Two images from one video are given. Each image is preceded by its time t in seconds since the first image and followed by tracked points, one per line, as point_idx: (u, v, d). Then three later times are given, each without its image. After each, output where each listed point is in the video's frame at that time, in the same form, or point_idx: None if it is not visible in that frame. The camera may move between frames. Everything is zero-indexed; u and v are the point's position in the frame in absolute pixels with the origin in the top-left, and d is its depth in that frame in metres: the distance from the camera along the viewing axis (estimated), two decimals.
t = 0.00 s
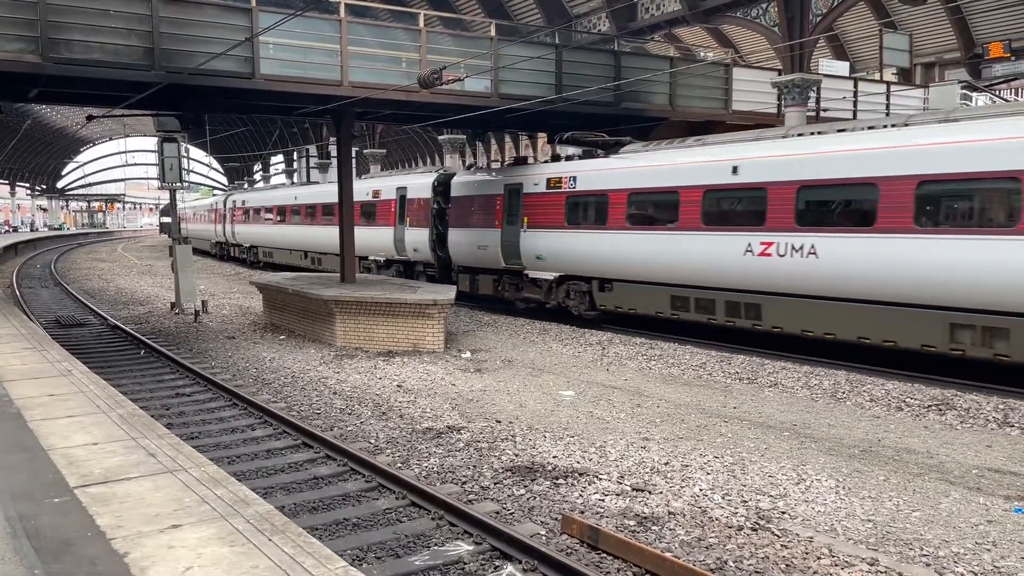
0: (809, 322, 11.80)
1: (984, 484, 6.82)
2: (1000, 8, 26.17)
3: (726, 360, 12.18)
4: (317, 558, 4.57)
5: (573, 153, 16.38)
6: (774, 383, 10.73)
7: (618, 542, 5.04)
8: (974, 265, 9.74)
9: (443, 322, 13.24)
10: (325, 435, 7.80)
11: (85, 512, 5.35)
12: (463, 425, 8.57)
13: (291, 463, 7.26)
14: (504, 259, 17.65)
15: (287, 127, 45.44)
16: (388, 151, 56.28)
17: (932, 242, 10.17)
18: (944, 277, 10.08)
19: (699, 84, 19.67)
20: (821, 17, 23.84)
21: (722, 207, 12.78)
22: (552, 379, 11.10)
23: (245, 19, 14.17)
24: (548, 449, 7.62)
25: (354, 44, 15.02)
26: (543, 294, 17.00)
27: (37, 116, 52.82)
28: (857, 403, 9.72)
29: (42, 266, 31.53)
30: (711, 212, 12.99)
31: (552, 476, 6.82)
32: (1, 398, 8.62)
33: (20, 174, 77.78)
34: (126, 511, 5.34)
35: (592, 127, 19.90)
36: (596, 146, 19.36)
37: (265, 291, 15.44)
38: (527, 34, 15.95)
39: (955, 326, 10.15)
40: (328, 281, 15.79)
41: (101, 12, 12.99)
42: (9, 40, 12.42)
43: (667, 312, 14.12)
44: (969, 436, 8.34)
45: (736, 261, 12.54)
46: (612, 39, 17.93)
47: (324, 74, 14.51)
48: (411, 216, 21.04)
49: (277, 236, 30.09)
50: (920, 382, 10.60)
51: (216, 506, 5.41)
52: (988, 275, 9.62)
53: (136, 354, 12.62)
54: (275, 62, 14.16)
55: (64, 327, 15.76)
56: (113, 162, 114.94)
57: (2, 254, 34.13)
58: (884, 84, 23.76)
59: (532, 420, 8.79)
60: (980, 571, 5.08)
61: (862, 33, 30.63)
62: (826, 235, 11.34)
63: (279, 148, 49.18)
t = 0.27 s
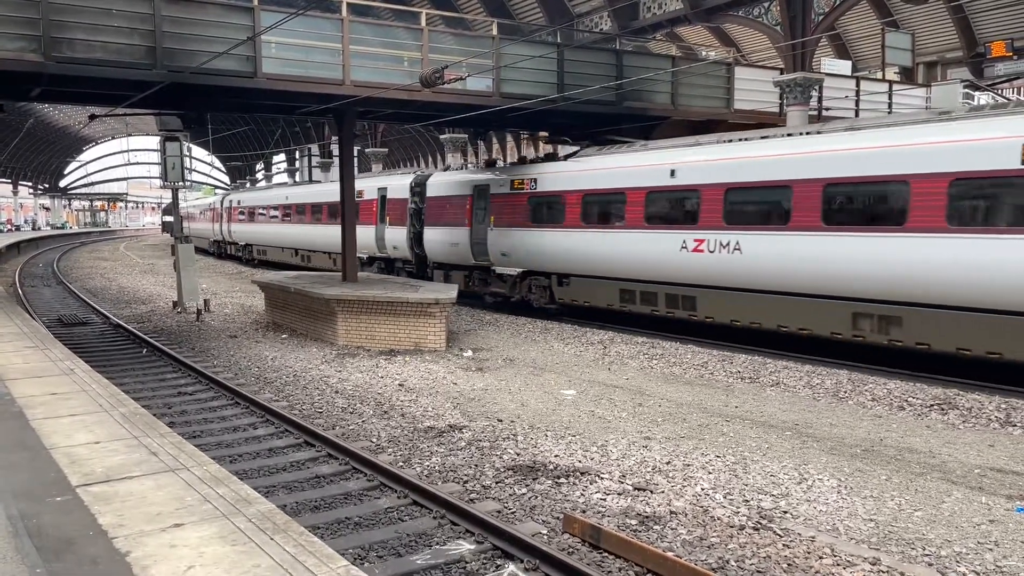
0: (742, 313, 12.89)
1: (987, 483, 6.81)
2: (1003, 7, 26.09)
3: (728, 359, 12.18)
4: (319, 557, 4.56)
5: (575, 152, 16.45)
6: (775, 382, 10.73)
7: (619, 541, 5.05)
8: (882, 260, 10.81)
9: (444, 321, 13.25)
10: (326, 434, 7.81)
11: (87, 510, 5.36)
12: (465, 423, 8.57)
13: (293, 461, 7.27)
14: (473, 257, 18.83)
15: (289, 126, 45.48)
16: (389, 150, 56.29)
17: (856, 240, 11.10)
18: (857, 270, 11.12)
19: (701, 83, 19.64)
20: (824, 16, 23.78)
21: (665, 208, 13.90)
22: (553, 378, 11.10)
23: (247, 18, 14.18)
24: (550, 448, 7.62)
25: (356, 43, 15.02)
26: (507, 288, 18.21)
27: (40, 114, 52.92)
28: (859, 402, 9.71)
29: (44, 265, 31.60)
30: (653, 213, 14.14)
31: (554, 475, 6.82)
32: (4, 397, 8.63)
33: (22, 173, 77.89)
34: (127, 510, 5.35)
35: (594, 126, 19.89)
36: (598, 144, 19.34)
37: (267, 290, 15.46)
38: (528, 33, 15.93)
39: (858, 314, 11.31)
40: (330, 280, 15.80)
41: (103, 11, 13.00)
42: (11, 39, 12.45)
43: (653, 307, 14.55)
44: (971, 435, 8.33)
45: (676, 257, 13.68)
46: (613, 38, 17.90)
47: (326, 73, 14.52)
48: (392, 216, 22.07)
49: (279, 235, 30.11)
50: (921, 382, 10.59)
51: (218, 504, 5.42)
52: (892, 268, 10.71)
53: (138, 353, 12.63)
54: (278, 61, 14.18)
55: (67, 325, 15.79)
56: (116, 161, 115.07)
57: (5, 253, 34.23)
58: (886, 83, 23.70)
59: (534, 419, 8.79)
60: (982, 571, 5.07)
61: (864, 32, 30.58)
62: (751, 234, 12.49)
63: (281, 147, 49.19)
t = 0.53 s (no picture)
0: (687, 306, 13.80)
1: (992, 483, 6.79)
2: (1008, 6, 25.99)
3: (732, 358, 12.15)
4: (322, 555, 4.56)
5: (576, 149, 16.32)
6: (779, 381, 10.70)
7: (622, 540, 5.04)
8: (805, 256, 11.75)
9: (448, 319, 13.25)
10: (330, 432, 7.81)
11: (91, 509, 5.36)
12: (468, 422, 8.56)
13: (296, 460, 7.27)
14: (447, 256, 19.70)
15: (292, 125, 45.52)
16: (393, 149, 56.30)
17: (834, 240, 11.38)
18: (819, 269, 11.60)
19: (705, 82, 19.59)
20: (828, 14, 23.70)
21: (638, 208, 14.40)
22: (556, 377, 11.09)
23: (250, 17, 14.18)
24: (553, 447, 7.61)
25: (359, 41, 15.01)
26: (477, 284, 18.93)
27: (44, 113, 53.02)
28: (863, 401, 9.68)
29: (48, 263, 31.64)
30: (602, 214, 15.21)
31: (557, 474, 6.81)
32: (8, 395, 8.64)
33: (27, 172, 78.07)
34: (131, 508, 5.34)
35: (597, 125, 19.86)
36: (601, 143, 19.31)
37: (271, 289, 15.47)
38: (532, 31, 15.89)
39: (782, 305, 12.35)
40: (333, 278, 15.79)
41: (107, 9, 13.01)
42: (16, 38, 12.47)
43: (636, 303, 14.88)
44: (976, 435, 8.30)
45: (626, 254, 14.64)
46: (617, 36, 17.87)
47: (330, 72, 14.52)
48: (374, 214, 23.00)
49: (283, 234, 30.13)
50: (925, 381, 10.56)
51: (221, 503, 5.42)
52: (815, 264, 11.63)
53: (142, 351, 12.65)
54: (282, 60, 14.18)
55: (71, 324, 15.82)
56: (120, 160, 115.29)
57: (10, 251, 34.28)
58: (890, 81, 23.63)
59: (537, 418, 8.78)
60: (987, 571, 5.06)
61: (869, 30, 30.49)
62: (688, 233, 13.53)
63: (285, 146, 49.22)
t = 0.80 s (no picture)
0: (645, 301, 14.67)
1: (999, 483, 6.76)
2: (1015, 4, 25.87)
3: (738, 358, 12.12)
4: (328, 554, 4.57)
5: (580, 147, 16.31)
6: (785, 381, 10.67)
7: (627, 539, 5.04)
8: (747, 252, 12.57)
9: (453, 318, 13.24)
10: (335, 431, 7.81)
11: (97, 507, 5.37)
12: (473, 421, 8.55)
13: (302, 459, 7.27)
14: (427, 252, 20.65)
15: (297, 124, 45.55)
16: (398, 147, 56.33)
17: (785, 238, 12.06)
18: (774, 265, 12.24)
19: (710, 81, 19.55)
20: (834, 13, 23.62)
21: (607, 208, 15.14)
22: (561, 376, 11.08)
23: (256, 16, 14.20)
24: (558, 446, 7.60)
25: (365, 40, 15.02)
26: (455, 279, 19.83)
27: (51, 112, 53.19)
28: (870, 401, 9.65)
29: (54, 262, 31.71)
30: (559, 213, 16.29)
31: (562, 473, 6.80)
32: (15, 393, 8.67)
33: (33, 170, 78.31)
34: (137, 507, 5.35)
35: (602, 124, 19.85)
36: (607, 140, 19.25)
37: (276, 287, 15.49)
38: (537, 30, 15.87)
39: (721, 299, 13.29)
40: (338, 277, 15.80)
41: (113, 8, 13.04)
42: (22, 38, 12.51)
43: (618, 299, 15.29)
44: (983, 435, 8.27)
45: (589, 252, 15.53)
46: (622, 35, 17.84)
47: (334, 71, 14.51)
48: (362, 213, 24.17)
49: (288, 232, 30.13)
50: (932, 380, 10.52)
51: (227, 502, 5.43)
52: (769, 260, 12.29)
53: (148, 350, 12.67)
54: (287, 58, 14.18)
55: (77, 322, 15.87)
56: (126, 159, 115.57)
57: (16, 250, 34.39)
58: (896, 80, 23.54)
59: (542, 417, 8.78)
60: (994, 571, 5.03)
61: (875, 29, 30.38)
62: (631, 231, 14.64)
63: (290, 145, 49.29)
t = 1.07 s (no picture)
0: (596, 292, 15.97)
1: (1006, 483, 6.72)
2: None
3: (744, 357, 12.09)
4: (334, 553, 4.57)
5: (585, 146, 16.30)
6: (792, 380, 10.64)
7: (633, 539, 5.04)
8: (689, 248, 13.61)
9: (458, 317, 13.25)
10: (341, 430, 7.82)
11: (104, 505, 5.39)
12: (479, 420, 8.56)
13: (308, 457, 7.28)
14: (410, 249, 21.66)
15: (303, 123, 45.63)
16: (404, 146, 56.35)
17: (719, 235, 13.08)
18: (713, 259, 13.24)
19: (717, 79, 19.49)
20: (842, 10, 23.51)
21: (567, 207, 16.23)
22: (567, 375, 11.07)
23: (261, 14, 14.22)
24: (564, 445, 7.60)
25: (370, 39, 15.02)
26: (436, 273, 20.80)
27: (58, 112, 53.41)
28: (877, 400, 9.61)
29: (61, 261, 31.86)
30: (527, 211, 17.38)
31: (568, 472, 6.80)
32: (22, 391, 8.72)
33: (40, 169, 78.62)
34: (144, 505, 5.37)
35: (608, 122, 19.83)
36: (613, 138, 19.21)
37: (282, 286, 15.53)
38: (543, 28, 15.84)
39: (667, 292, 14.41)
40: (344, 276, 15.82)
41: (120, 7, 13.08)
42: (30, 37, 12.55)
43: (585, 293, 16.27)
44: (990, 435, 8.23)
45: (553, 247, 16.62)
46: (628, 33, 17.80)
47: (340, 69, 14.52)
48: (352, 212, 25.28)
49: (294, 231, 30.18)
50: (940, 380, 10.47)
51: (234, 500, 5.45)
52: (707, 255, 13.31)
53: (155, 348, 12.72)
54: (293, 57, 14.21)
55: (84, 321, 15.92)
56: (133, 158, 115.91)
57: (24, 249, 34.52)
58: (904, 78, 23.43)
59: (548, 416, 8.77)
60: (1001, 572, 5.01)
61: (882, 27, 30.25)
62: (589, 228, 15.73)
63: (296, 144, 49.37)
